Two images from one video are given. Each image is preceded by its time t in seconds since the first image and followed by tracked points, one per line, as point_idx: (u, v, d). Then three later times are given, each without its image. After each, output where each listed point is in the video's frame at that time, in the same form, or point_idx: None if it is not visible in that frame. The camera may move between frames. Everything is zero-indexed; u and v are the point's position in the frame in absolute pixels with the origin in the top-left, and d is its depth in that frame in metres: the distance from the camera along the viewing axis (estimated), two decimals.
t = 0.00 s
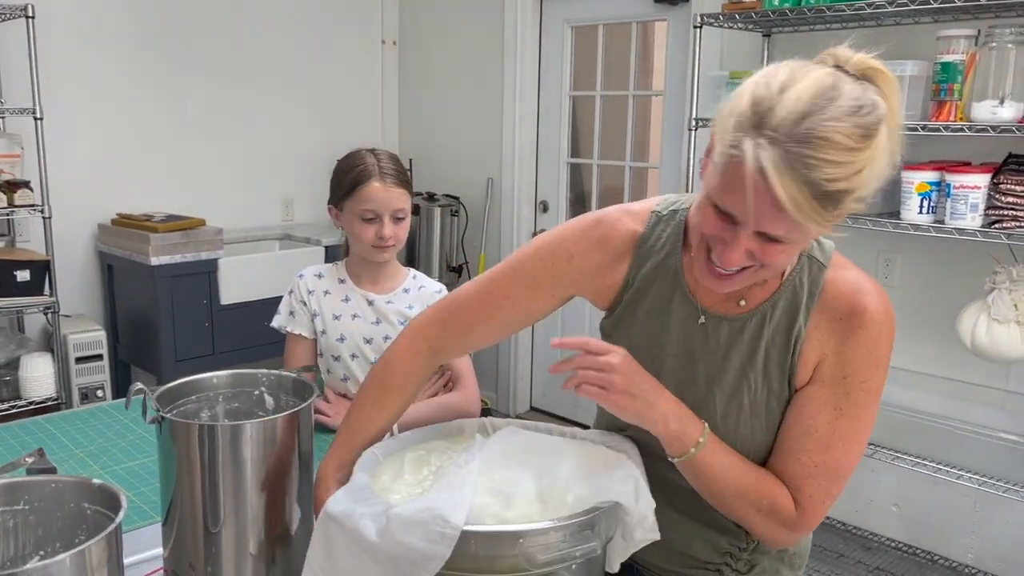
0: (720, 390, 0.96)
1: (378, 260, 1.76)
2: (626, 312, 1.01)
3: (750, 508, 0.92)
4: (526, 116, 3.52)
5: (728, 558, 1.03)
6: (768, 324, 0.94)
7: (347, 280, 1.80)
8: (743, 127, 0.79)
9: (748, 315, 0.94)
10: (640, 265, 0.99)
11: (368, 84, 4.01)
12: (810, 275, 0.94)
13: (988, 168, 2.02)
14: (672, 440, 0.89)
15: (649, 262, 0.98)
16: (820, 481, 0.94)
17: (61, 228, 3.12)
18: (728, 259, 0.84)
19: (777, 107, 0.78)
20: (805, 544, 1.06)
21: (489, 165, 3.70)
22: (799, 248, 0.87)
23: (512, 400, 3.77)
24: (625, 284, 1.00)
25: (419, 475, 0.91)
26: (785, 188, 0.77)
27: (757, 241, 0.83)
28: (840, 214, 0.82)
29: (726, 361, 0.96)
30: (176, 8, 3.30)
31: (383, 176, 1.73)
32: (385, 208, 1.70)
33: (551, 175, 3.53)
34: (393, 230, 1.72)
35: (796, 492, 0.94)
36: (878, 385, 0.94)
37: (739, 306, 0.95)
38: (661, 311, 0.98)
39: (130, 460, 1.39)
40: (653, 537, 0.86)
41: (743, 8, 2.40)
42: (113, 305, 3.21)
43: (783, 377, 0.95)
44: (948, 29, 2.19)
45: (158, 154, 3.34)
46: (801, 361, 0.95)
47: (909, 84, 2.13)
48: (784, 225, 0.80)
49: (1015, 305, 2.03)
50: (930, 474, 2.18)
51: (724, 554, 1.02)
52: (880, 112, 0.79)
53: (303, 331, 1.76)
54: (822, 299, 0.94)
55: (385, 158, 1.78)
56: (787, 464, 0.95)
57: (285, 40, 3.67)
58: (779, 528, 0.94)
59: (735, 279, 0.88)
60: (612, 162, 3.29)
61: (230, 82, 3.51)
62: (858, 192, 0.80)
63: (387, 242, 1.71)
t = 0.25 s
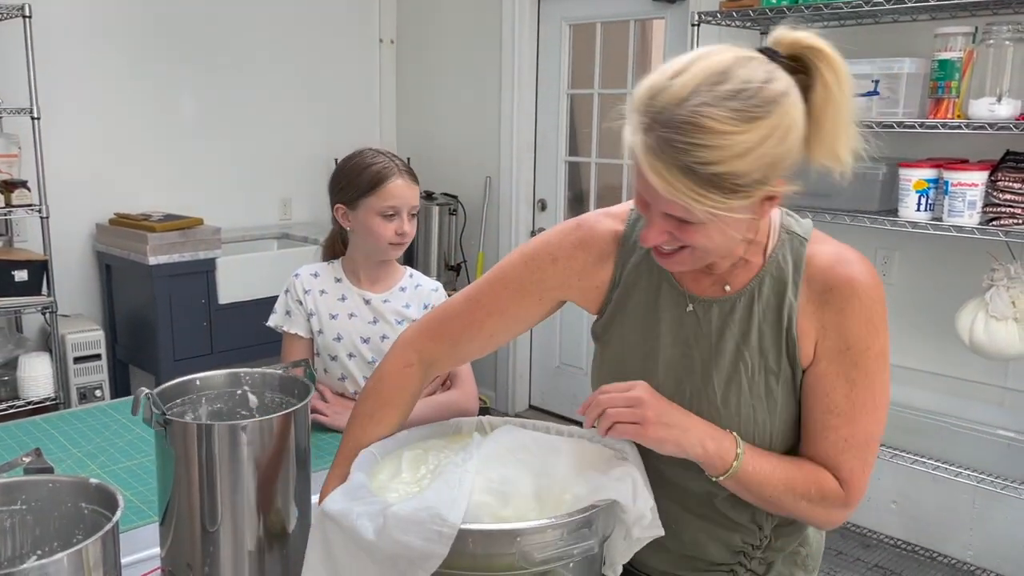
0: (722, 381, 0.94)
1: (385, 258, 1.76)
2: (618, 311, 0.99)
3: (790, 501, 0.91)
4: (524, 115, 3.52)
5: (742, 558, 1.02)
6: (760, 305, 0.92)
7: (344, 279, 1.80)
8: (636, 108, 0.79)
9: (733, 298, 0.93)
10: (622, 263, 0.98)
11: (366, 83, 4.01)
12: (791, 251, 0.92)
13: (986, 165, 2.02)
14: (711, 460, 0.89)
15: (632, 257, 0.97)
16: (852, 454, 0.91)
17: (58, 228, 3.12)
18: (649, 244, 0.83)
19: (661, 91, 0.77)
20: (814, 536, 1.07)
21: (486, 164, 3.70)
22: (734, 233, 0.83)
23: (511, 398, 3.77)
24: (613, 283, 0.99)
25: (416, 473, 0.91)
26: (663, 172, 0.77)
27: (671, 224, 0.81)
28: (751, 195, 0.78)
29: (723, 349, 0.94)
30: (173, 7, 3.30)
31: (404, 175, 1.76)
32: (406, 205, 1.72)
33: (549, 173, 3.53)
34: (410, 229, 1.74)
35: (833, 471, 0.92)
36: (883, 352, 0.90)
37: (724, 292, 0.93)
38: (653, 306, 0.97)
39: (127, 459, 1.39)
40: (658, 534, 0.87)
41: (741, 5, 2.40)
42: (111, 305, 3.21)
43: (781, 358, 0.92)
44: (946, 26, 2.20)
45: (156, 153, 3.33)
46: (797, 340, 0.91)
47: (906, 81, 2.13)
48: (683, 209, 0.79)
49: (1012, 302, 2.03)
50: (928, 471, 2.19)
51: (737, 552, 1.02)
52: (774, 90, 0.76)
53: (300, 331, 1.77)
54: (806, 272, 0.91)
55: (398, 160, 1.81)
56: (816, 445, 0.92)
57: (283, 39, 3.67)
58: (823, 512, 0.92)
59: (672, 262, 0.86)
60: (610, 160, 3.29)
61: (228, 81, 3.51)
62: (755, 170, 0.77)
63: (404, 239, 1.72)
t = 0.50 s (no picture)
0: (705, 359, 0.98)
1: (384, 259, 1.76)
2: (602, 302, 1.05)
3: (767, 474, 0.94)
4: (522, 113, 3.51)
5: (747, 546, 1.03)
6: (735, 279, 0.98)
7: (344, 279, 1.80)
8: (566, 92, 0.90)
9: (706, 275, 0.99)
10: (604, 254, 1.05)
11: (364, 81, 4.00)
12: (761, 229, 0.98)
13: (984, 162, 2.02)
14: (676, 440, 0.92)
15: (612, 248, 1.04)
16: (832, 422, 0.95)
17: (56, 228, 3.11)
18: (595, 221, 0.91)
19: (584, 74, 0.87)
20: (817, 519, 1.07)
21: (485, 162, 3.70)
22: (677, 203, 0.90)
23: (510, 397, 3.76)
24: (593, 278, 1.06)
25: (415, 474, 0.91)
26: (591, 143, 0.86)
27: (614, 199, 0.90)
28: (674, 158, 0.87)
29: (704, 325, 0.98)
30: (170, 6, 3.29)
31: (408, 176, 1.76)
32: (408, 205, 1.73)
33: (547, 171, 3.53)
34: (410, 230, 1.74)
35: (811, 442, 0.95)
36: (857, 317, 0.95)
37: (696, 271, 0.99)
38: (635, 292, 1.02)
39: (126, 460, 1.39)
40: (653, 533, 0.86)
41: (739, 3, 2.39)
42: (110, 305, 3.21)
43: (761, 330, 0.97)
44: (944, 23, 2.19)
45: (154, 153, 3.33)
46: (775, 308, 0.96)
47: (905, 78, 2.13)
48: (616, 178, 0.87)
49: (1012, 299, 2.03)
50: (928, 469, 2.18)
51: (742, 543, 1.03)
52: (684, 61, 0.85)
53: (300, 331, 1.77)
54: (778, 246, 0.98)
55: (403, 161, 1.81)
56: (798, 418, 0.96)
57: (280, 38, 3.66)
58: (802, 485, 0.95)
59: (628, 239, 0.93)
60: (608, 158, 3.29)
61: (226, 80, 3.51)
62: (674, 131, 0.85)
63: (405, 239, 1.73)
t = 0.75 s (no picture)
0: (683, 344, 1.03)
1: (378, 258, 1.75)
2: (587, 299, 1.10)
3: (721, 445, 0.94)
4: (519, 111, 3.51)
5: (745, 531, 1.07)
6: (708, 266, 1.02)
7: (343, 278, 1.80)
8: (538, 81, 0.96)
9: (680, 263, 1.03)
10: (585, 253, 1.10)
11: (361, 80, 3.99)
12: (731, 216, 1.04)
13: (984, 158, 2.01)
14: (627, 413, 0.92)
15: (592, 244, 1.10)
16: (791, 392, 0.96)
17: (54, 228, 3.11)
18: (571, 202, 0.95)
19: (554, 63, 0.94)
20: (808, 503, 1.12)
21: (483, 161, 3.69)
22: (648, 180, 0.95)
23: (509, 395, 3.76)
24: (575, 279, 1.11)
25: (414, 472, 0.91)
26: (563, 119, 0.92)
27: (587, 178, 0.94)
28: (641, 132, 0.92)
29: (681, 312, 1.03)
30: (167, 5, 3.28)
31: (395, 173, 1.73)
32: (396, 203, 1.71)
33: (545, 169, 3.52)
34: (400, 227, 1.72)
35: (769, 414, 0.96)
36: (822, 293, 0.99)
37: (672, 258, 1.04)
38: (615, 284, 1.08)
39: (125, 460, 1.38)
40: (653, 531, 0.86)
41: None
42: (108, 305, 3.20)
43: (733, 310, 1.02)
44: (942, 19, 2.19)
45: (151, 152, 3.32)
46: (744, 287, 1.01)
47: (903, 75, 2.13)
48: (589, 152, 0.92)
49: (1011, 295, 2.04)
50: (927, 465, 2.19)
51: (739, 528, 1.07)
52: (644, 41, 0.92)
53: (299, 330, 1.77)
54: (748, 232, 1.03)
55: (393, 156, 1.79)
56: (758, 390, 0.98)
57: (277, 37, 3.65)
58: (757, 456, 0.95)
59: (604, 222, 0.98)
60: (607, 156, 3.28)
61: (223, 79, 3.50)
62: (641, 102, 0.91)
63: (394, 237, 1.71)
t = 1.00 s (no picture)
0: (663, 337, 1.04)
1: (374, 258, 1.75)
2: (565, 300, 1.11)
3: (685, 418, 0.93)
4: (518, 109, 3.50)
5: (736, 510, 1.09)
6: (678, 256, 1.03)
7: (340, 277, 1.80)
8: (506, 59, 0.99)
9: (651, 257, 1.04)
10: (561, 256, 1.11)
11: (359, 79, 3.99)
12: (698, 205, 1.05)
13: (982, 155, 2.01)
14: (583, 402, 0.93)
15: (567, 243, 1.10)
16: (754, 363, 0.96)
17: (52, 228, 3.10)
18: (526, 173, 0.97)
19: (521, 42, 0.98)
20: (797, 482, 1.14)
21: (481, 159, 3.69)
22: (599, 158, 0.96)
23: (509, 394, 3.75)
24: (553, 284, 1.12)
25: (413, 472, 0.90)
26: (521, 82, 0.94)
27: (542, 148, 0.95)
28: (593, 104, 0.93)
29: (655, 304, 1.04)
30: (164, 5, 3.28)
31: (383, 172, 1.72)
32: (384, 203, 1.69)
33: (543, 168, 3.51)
34: (390, 226, 1.71)
35: (732, 385, 0.96)
36: (784, 270, 1.00)
37: (642, 250, 1.05)
38: (591, 281, 1.09)
39: (124, 461, 1.38)
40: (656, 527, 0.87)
41: None
42: (106, 305, 3.20)
43: (702, 296, 1.03)
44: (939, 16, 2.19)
45: (149, 152, 3.32)
46: (710, 270, 1.02)
47: (902, 72, 2.13)
48: (543, 118, 0.94)
49: (1009, 291, 2.04)
50: (926, 462, 2.19)
51: (731, 509, 1.09)
52: (610, 25, 0.96)
53: (297, 329, 1.77)
54: (715, 219, 1.04)
55: (384, 153, 1.77)
56: (723, 363, 0.97)
57: (275, 36, 3.65)
58: (721, 427, 0.94)
59: (554, 202, 0.99)
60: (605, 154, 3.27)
61: (221, 79, 3.50)
62: (596, 74, 0.93)
63: (383, 238, 1.70)
